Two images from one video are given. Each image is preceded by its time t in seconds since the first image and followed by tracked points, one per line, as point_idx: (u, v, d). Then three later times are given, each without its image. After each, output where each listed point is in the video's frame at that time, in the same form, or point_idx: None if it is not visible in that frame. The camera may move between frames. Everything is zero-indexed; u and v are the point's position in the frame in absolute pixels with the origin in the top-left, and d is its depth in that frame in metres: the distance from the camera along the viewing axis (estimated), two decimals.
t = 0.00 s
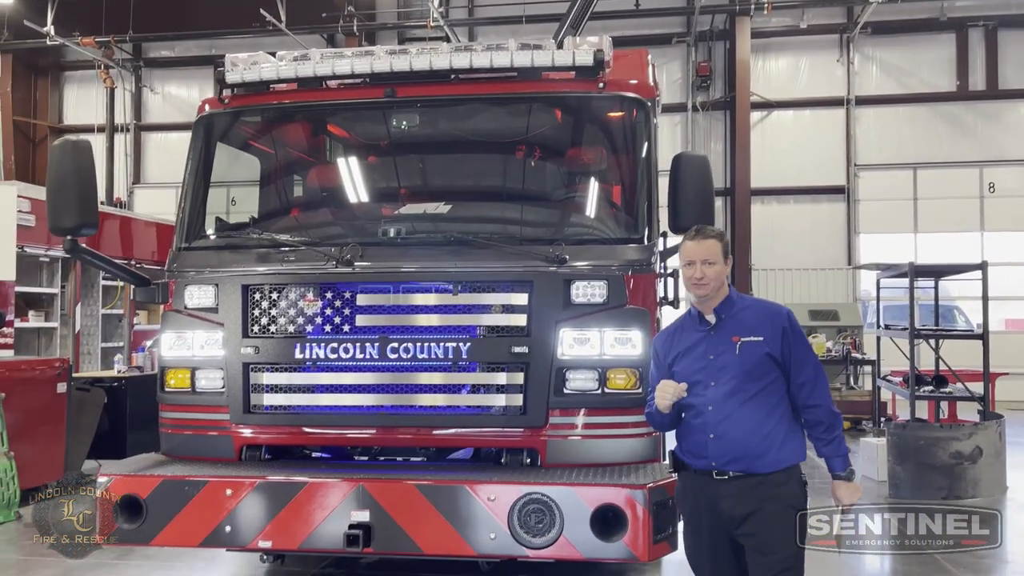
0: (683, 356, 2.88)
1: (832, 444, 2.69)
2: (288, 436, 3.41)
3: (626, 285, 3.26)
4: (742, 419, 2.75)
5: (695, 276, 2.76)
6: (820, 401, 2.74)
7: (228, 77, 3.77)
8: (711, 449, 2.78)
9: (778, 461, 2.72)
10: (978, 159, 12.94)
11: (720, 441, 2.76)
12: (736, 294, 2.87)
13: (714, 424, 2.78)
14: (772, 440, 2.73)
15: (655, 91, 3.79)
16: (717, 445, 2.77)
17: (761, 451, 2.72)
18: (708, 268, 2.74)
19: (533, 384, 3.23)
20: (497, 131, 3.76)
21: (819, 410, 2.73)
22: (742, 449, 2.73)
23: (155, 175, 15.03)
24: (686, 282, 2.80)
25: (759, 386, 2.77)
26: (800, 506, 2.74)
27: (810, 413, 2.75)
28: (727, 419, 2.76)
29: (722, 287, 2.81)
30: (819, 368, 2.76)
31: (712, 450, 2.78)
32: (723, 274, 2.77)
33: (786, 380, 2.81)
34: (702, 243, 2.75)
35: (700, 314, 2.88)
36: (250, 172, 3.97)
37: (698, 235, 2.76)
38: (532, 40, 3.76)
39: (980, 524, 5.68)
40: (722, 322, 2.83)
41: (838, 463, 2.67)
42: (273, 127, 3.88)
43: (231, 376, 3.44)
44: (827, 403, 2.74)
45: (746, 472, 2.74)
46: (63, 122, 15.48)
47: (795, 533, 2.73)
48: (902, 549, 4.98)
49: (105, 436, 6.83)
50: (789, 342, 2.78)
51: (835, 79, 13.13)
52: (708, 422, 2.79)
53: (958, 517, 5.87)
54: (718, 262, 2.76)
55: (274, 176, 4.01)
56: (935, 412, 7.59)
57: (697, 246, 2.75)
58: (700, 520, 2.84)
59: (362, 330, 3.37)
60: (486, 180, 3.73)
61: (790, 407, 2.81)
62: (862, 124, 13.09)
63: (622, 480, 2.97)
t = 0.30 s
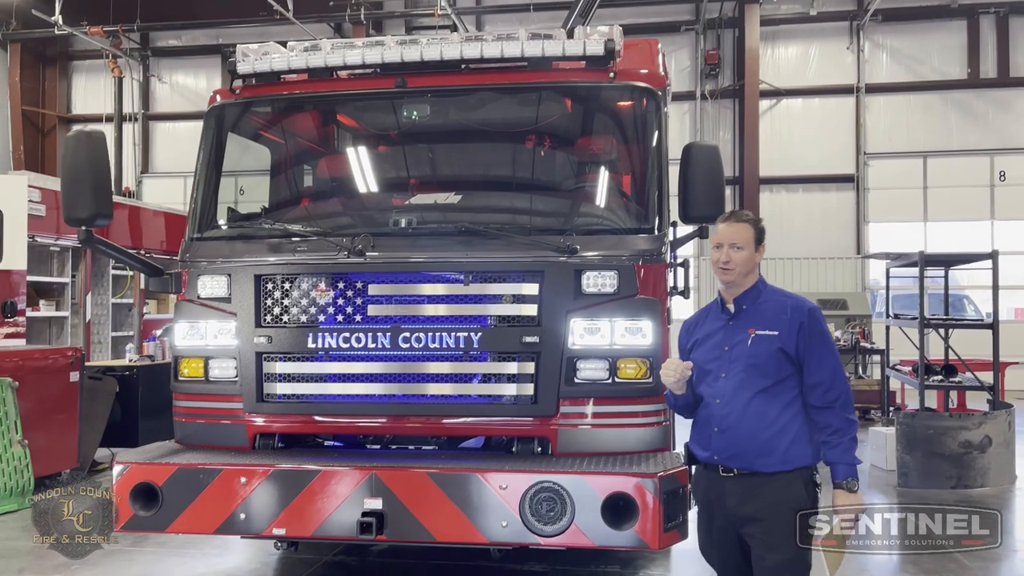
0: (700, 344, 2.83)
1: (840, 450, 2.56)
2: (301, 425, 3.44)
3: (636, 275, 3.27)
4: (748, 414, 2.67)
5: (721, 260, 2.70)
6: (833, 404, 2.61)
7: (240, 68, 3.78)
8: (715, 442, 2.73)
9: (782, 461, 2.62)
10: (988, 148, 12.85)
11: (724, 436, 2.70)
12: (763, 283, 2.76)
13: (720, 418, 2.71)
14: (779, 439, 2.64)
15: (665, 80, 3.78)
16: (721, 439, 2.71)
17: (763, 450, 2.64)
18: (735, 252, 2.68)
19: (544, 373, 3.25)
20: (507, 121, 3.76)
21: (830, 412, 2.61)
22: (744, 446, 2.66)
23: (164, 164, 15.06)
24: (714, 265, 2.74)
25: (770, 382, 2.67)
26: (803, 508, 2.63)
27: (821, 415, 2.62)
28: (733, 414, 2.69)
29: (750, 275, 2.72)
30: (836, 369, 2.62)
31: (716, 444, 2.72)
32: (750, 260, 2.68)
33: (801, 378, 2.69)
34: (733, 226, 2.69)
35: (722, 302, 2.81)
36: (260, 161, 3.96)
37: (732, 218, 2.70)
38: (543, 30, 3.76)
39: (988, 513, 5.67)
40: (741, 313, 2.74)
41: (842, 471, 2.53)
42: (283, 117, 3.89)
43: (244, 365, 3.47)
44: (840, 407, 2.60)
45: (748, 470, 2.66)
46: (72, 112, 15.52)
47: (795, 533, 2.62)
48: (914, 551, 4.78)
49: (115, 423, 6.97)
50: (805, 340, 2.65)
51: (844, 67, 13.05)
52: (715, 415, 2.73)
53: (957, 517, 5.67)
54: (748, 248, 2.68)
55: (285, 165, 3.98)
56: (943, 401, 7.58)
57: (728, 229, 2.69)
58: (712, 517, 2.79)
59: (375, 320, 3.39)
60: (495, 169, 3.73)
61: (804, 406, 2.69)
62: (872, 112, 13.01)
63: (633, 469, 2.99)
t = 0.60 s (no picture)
0: (726, 331, 2.79)
1: (845, 455, 2.40)
2: (314, 415, 3.48)
3: (646, 266, 3.29)
4: (755, 408, 2.60)
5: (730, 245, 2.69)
6: (844, 407, 2.44)
7: (251, 60, 3.80)
8: (725, 432, 2.70)
9: (783, 457, 2.54)
10: (997, 137, 12.79)
11: (733, 426, 2.66)
12: (796, 272, 2.63)
13: (731, 408, 2.67)
14: (783, 436, 2.54)
15: (675, 71, 3.78)
16: (730, 428, 2.67)
17: (768, 445, 2.57)
18: (742, 236, 2.65)
19: (555, 363, 3.28)
20: (516, 112, 3.78)
21: (839, 414, 2.45)
22: (748, 438, 2.60)
23: (172, 155, 15.11)
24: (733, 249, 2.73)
25: (782, 377, 2.57)
26: (807, 508, 2.54)
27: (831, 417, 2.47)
28: (741, 404, 2.64)
29: (776, 262, 2.63)
30: (852, 369, 2.44)
31: (726, 434, 2.69)
32: (761, 245, 2.62)
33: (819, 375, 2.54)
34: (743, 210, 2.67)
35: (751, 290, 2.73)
36: (270, 152, 3.98)
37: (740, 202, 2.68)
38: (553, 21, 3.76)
39: (995, 503, 5.69)
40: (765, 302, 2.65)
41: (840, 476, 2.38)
42: (294, 109, 3.91)
43: (257, 356, 3.51)
44: (850, 410, 2.43)
45: (751, 463, 2.61)
46: (80, 103, 15.57)
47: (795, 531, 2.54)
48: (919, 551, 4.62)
49: (127, 412, 7.04)
50: (820, 336, 2.49)
51: (852, 56, 12.99)
52: (727, 404, 2.69)
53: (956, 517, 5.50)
54: (755, 233, 2.63)
55: (296, 156, 4.00)
56: (951, 391, 7.59)
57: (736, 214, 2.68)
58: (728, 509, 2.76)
59: (387, 311, 3.43)
60: (505, 160, 3.76)
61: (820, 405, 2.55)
62: (880, 102, 12.96)
63: (643, 459, 3.02)
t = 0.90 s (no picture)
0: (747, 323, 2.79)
1: (850, 465, 2.34)
2: (322, 408, 3.51)
3: (652, 261, 3.30)
4: (762, 405, 2.61)
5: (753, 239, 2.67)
6: (847, 414, 2.38)
7: (258, 55, 3.81)
8: (738, 425, 2.73)
9: (786, 457, 2.54)
10: (1003, 129, 12.74)
11: (744, 420, 2.69)
12: (818, 268, 2.56)
13: (741, 402, 2.70)
14: (790, 435, 2.54)
15: (681, 64, 3.78)
16: (742, 422, 2.70)
17: (773, 443, 2.57)
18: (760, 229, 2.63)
19: (561, 357, 3.29)
20: (523, 107, 3.78)
21: (841, 421, 2.39)
22: (754, 434, 2.63)
23: (177, 148, 15.13)
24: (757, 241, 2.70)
25: (788, 377, 2.55)
26: (813, 509, 2.52)
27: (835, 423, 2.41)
28: (750, 400, 2.66)
29: (800, 256, 2.58)
30: (856, 375, 2.37)
31: (739, 427, 2.72)
32: (780, 238, 2.59)
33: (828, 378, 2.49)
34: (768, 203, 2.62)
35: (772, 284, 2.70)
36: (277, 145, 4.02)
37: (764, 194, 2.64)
38: (559, 16, 3.77)
39: (999, 496, 5.69)
40: (781, 297, 2.62)
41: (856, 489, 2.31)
42: (300, 103, 3.92)
43: (266, 349, 3.53)
44: (852, 418, 2.37)
45: (758, 458, 2.64)
46: (86, 96, 15.61)
47: (794, 533, 2.54)
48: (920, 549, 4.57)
49: (134, 405, 7.10)
50: (825, 339, 2.44)
51: (858, 48, 12.95)
52: (739, 398, 2.72)
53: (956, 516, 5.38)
54: (773, 227, 2.60)
55: (302, 150, 4.05)
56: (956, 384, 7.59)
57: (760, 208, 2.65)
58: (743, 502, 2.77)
59: (394, 305, 3.45)
60: (510, 153, 3.77)
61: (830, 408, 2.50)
62: (886, 94, 12.92)
63: (648, 452, 3.04)
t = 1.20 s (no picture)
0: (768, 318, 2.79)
1: (861, 467, 2.32)
2: (327, 404, 3.51)
3: (657, 256, 3.29)
4: (779, 402, 2.61)
5: (796, 237, 2.55)
6: (860, 416, 2.36)
7: (262, 50, 3.80)
8: (755, 422, 2.74)
9: (802, 454, 2.55)
10: (1007, 124, 12.68)
11: (762, 414, 2.70)
12: (845, 265, 2.54)
13: (759, 398, 2.71)
14: (806, 433, 2.54)
15: (685, 59, 3.75)
16: (760, 416, 2.71)
17: (790, 440, 2.58)
18: (812, 230, 2.51)
19: (565, 353, 3.30)
20: (527, 102, 3.78)
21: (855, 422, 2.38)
22: (771, 430, 2.64)
23: (180, 143, 15.14)
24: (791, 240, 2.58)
25: (807, 374, 2.54)
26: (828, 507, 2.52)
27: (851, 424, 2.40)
28: (769, 396, 2.66)
29: (832, 253, 2.56)
30: (873, 376, 2.35)
31: (757, 422, 2.73)
32: (831, 237, 2.51)
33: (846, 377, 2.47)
34: (813, 199, 2.51)
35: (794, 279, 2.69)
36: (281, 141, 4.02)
37: (812, 190, 2.52)
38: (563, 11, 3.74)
39: (1003, 491, 5.70)
40: (803, 293, 2.61)
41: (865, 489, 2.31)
42: (303, 98, 3.90)
43: (270, 345, 3.54)
44: (865, 419, 2.35)
45: (775, 454, 2.64)
46: (88, 91, 15.60)
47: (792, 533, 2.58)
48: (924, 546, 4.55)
49: (138, 399, 7.12)
50: (844, 339, 2.42)
51: (862, 42, 12.92)
52: (759, 392, 2.73)
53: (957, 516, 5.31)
54: (828, 226, 2.50)
55: (305, 145, 4.04)
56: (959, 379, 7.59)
57: (808, 204, 2.52)
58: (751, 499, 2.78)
59: (398, 300, 3.45)
60: (514, 148, 3.78)
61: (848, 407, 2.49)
62: (890, 88, 12.89)
63: (653, 448, 3.05)
